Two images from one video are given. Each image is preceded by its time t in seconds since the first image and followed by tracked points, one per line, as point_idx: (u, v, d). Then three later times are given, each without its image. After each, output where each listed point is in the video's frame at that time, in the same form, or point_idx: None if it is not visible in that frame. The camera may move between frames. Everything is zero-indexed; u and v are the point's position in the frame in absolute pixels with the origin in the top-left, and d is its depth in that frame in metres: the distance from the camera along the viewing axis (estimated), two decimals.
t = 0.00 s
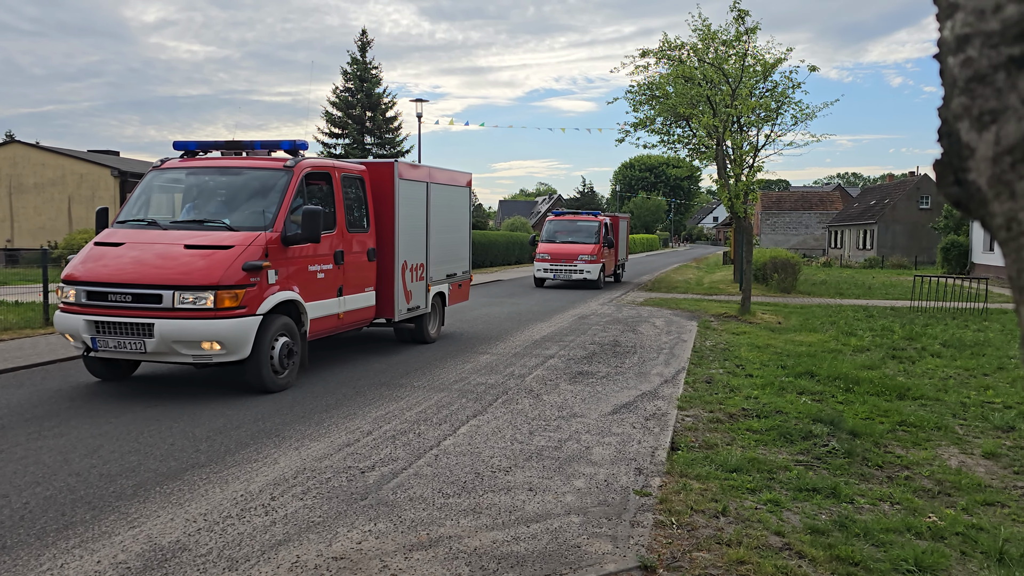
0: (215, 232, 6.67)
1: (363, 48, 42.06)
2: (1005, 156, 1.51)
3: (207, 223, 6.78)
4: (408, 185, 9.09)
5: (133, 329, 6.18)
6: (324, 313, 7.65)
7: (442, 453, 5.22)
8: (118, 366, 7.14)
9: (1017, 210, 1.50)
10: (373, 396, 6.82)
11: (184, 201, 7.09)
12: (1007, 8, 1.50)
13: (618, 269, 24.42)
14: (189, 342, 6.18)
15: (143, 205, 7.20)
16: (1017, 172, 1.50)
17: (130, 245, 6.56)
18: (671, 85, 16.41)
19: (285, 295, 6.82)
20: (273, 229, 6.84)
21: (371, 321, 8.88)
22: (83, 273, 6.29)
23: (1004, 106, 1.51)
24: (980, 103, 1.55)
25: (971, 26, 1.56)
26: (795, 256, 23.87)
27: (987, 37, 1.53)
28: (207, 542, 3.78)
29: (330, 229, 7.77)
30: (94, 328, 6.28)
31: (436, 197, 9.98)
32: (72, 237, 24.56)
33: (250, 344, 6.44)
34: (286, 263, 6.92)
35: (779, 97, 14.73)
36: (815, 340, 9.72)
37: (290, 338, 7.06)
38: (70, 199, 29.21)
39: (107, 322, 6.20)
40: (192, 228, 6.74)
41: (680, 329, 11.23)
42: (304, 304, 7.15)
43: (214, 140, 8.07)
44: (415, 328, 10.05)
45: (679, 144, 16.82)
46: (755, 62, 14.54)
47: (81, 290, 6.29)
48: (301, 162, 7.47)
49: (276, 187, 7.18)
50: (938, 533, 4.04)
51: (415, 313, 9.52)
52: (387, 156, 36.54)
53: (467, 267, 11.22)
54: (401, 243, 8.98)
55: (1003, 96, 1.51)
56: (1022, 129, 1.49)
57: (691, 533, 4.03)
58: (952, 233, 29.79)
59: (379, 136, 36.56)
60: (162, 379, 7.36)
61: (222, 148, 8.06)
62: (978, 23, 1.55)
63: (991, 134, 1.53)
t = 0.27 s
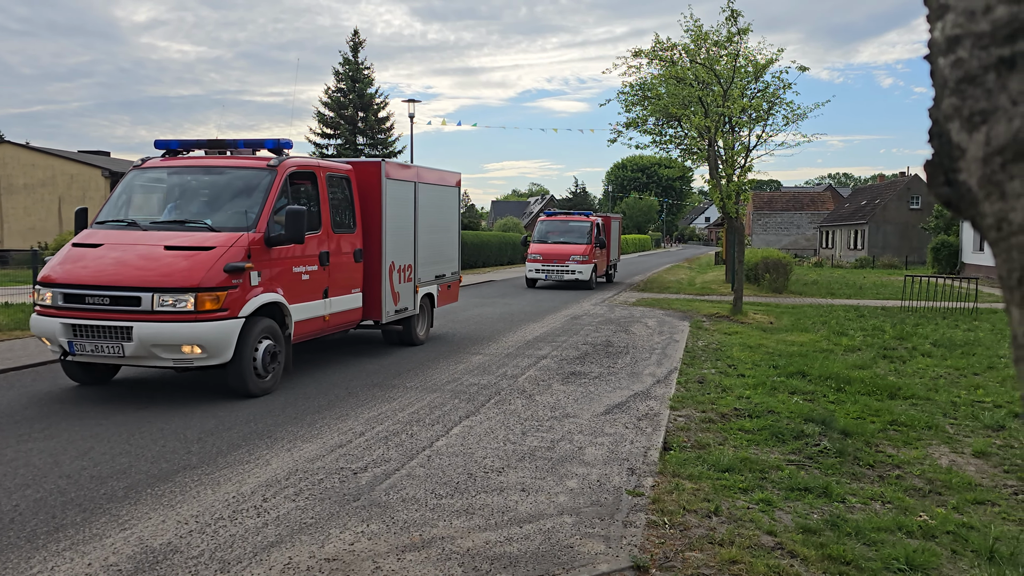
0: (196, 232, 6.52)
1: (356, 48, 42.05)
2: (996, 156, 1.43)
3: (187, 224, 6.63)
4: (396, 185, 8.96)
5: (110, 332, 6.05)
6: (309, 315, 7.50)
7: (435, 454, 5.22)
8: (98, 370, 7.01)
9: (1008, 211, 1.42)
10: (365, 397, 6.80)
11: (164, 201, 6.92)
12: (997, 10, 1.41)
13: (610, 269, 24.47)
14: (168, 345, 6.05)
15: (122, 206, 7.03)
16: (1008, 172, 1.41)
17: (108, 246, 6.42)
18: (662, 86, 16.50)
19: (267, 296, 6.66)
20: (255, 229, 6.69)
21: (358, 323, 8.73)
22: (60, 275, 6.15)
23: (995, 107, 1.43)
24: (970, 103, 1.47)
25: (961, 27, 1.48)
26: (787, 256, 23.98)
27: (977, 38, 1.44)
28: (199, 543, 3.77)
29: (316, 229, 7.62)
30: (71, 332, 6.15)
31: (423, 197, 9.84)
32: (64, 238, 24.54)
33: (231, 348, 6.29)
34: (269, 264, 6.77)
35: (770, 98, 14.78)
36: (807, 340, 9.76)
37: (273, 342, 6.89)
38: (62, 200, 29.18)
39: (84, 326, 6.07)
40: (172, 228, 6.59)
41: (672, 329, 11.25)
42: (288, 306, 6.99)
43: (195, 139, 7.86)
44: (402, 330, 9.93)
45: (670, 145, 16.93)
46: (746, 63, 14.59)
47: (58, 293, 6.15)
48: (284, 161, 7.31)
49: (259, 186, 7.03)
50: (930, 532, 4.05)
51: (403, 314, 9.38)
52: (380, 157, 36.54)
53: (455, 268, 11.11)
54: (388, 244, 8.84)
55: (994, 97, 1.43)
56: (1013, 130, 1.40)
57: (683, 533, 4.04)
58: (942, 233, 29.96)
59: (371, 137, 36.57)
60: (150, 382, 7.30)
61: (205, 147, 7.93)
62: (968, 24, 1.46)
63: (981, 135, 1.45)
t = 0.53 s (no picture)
0: (175, 232, 6.39)
1: (347, 48, 41.95)
2: (976, 160, 1.37)
3: (167, 224, 6.50)
4: (382, 184, 8.86)
5: (87, 335, 5.88)
6: (293, 317, 7.39)
7: (426, 454, 5.21)
8: (75, 374, 6.90)
9: (988, 214, 1.36)
10: (356, 398, 6.79)
11: (143, 201, 6.79)
12: (977, 14, 1.34)
13: (600, 269, 24.48)
14: (146, 349, 5.87)
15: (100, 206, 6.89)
16: (988, 176, 1.35)
17: (85, 246, 6.26)
18: (652, 86, 16.65)
19: (249, 298, 6.54)
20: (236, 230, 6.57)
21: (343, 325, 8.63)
22: (34, 277, 5.98)
23: (975, 111, 1.36)
24: (951, 107, 1.40)
25: (942, 31, 1.41)
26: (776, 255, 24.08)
27: (958, 42, 1.37)
28: (189, 545, 3.76)
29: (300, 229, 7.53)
30: (47, 335, 5.98)
31: (411, 197, 9.74)
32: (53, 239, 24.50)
33: (212, 351, 6.17)
34: (251, 265, 6.65)
35: (761, 98, 14.81)
36: (798, 339, 9.79)
37: (256, 345, 6.79)
38: (52, 200, 29.12)
39: (60, 329, 5.90)
40: (151, 228, 6.47)
41: (663, 329, 11.27)
42: (270, 308, 6.88)
43: (177, 137, 7.72)
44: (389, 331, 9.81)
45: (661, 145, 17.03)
46: (737, 63, 14.62)
47: (32, 295, 5.98)
48: (265, 161, 7.18)
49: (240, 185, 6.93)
50: (919, 530, 4.08)
51: (389, 315, 9.28)
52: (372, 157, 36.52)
53: (443, 269, 11.02)
54: (374, 244, 8.74)
55: (974, 101, 1.36)
56: (994, 134, 1.34)
57: (675, 532, 4.05)
58: (931, 233, 30.13)
59: (363, 137, 36.55)
60: (137, 385, 7.24)
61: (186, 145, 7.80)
62: (949, 28, 1.39)
63: (962, 138, 1.39)
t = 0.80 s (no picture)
0: (156, 232, 6.30)
1: (339, 47, 41.88)
2: (958, 158, 1.30)
3: (147, 223, 6.39)
4: (370, 183, 8.78)
5: (65, 338, 5.76)
6: (278, 318, 7.30)
7: (419, 454, 5.21)
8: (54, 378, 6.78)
9: (970, 212, 1.30)
10: (349, 398, 6.78)
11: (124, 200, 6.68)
12: (959, 14, 1.27)
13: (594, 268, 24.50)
14: (126, 352, 5.78)
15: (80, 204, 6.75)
16: (970, 174, 1.28)
17: (63, 246, 6.13)
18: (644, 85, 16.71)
19: (233, 299, 6.47)
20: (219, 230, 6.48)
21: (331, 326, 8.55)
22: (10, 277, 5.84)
23: (957, 109, 1.29)
24: (934, 105, 1.33)
25: (926, 30, 1.34)
26: (770, 254, 24.15)
27: (940, 42, 1.30)
28: (180, 546, 3.75)
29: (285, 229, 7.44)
30: (23, 337, 5.86)
31: (399, 196, 9.67)
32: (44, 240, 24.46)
33: (194, 354, 6.10)
34: (234, 265, 6.57)
35: (753, 98, 14.83)
36: (790, 339, 9.81)
37: (239, 347, 6.69)
38: (43, 201, 29.08)
39: (37, 331, 5.78)
40: (131, 228, 6.36)
41: (656, 328, 11.28)
42: (254, 309, 6.80)
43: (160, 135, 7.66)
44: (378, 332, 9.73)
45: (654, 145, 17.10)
46: (729, 63, 14.64)
47: (9, 296, 5.84)
48: (251, 158, 7.14)
49: (223, 184, 6.83)
50: (910, 529, 4.09)
51: (378, 316, 9.20)
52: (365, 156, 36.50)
53: (432, 269, 10.96)
54: (362, 243, 8.66)
55: (956, 99, 1.29)
56: (975, 132, 1.27)
57: (667, 531, 4.06)
58: (923, 232, 30.21)
59: (356, 136, 36.53)
60: (125, 387, 7.18)
61: (169, 143, 7.72)
62: (932, 28, 1.32)
63: (945, 137, 1.31)
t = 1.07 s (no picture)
0: (139, 232, 6.19)
1: (332, 47, 41.79)
2: (946, 158, 1.30)
3: (129, 223, 6.29)
4: (359, 182, 8.73)
5: (44, 341, 5.62)
6: (265, 320, 7.22)
7: (413, 454, 5.21)
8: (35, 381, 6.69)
9: (958, 213, 1.30)
10: (343, 398, 6.78)
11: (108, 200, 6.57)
12: (946, 15, 1.27)
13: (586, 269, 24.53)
14: (107, 355, 5.64)
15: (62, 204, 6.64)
16: (958, 174, 1.28)
17: (44, 247, 6.01)
18: (638, 86, 16.69)
19: (217, 300, 6.35)
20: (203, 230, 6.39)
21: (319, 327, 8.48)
22: None
23: (944, 110, 1.29)
24: (923, 107, 1.33)
25: (914, 32, 1.33)
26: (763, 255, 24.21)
27: (927, 43, 1.30)
28: (174, 547, 3.74)
29: (271, 229, 7.36)
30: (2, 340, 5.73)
31: (389, 196, 9.62)
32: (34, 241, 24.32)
33: (177, 357, 5.97)
34: (219, 266, 6.48)
35: (746, 99, 14.86)
36: (782, 339, 9.83)
37: (224, 349, 6.57)
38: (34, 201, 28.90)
39: (16, 334, 5.65)
40: (113, 228, 6.25)
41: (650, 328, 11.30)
42: (240, 311, 6.69)
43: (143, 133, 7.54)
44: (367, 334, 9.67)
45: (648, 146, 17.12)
46: (722, 64, 14.66)
47: None
48: (236, 157, 7.02)
49: (207, 184, 6.73)
50: (903, 527, 4.11)
51: (366, 318, 9.14)
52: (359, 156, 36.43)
53: (422, 270, 10.91)
54: (350, 244, 8.60)
55: (944, 100, 1.29)
56: (962, 133, 1.27)
57: (661, 531, 4.07)
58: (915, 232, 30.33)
59: (349, 136, 36.48)
60: (117, 389, 7.15)
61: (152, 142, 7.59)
62: (920, 29, 1.32)
63: (932, 138, 1.31)
